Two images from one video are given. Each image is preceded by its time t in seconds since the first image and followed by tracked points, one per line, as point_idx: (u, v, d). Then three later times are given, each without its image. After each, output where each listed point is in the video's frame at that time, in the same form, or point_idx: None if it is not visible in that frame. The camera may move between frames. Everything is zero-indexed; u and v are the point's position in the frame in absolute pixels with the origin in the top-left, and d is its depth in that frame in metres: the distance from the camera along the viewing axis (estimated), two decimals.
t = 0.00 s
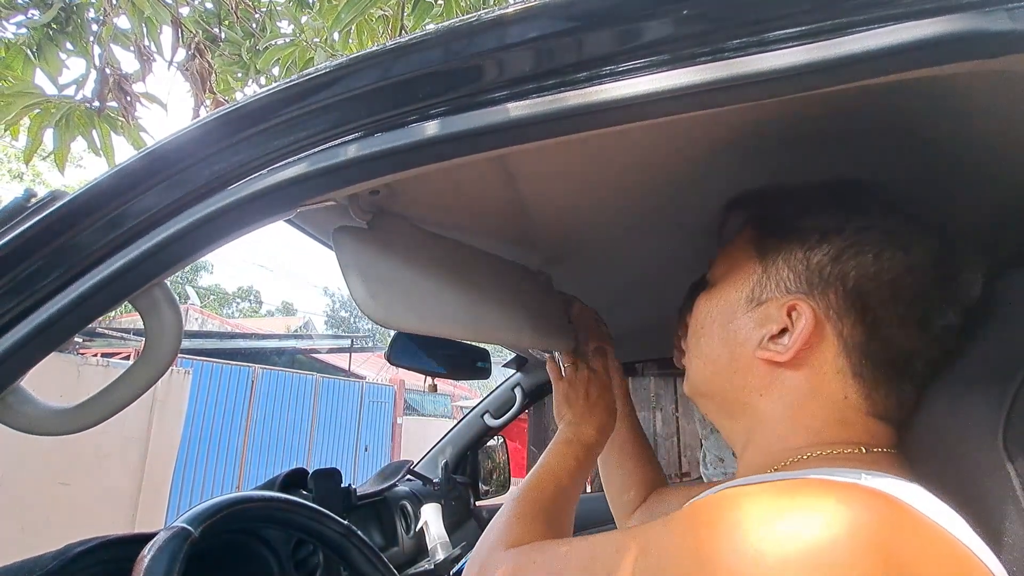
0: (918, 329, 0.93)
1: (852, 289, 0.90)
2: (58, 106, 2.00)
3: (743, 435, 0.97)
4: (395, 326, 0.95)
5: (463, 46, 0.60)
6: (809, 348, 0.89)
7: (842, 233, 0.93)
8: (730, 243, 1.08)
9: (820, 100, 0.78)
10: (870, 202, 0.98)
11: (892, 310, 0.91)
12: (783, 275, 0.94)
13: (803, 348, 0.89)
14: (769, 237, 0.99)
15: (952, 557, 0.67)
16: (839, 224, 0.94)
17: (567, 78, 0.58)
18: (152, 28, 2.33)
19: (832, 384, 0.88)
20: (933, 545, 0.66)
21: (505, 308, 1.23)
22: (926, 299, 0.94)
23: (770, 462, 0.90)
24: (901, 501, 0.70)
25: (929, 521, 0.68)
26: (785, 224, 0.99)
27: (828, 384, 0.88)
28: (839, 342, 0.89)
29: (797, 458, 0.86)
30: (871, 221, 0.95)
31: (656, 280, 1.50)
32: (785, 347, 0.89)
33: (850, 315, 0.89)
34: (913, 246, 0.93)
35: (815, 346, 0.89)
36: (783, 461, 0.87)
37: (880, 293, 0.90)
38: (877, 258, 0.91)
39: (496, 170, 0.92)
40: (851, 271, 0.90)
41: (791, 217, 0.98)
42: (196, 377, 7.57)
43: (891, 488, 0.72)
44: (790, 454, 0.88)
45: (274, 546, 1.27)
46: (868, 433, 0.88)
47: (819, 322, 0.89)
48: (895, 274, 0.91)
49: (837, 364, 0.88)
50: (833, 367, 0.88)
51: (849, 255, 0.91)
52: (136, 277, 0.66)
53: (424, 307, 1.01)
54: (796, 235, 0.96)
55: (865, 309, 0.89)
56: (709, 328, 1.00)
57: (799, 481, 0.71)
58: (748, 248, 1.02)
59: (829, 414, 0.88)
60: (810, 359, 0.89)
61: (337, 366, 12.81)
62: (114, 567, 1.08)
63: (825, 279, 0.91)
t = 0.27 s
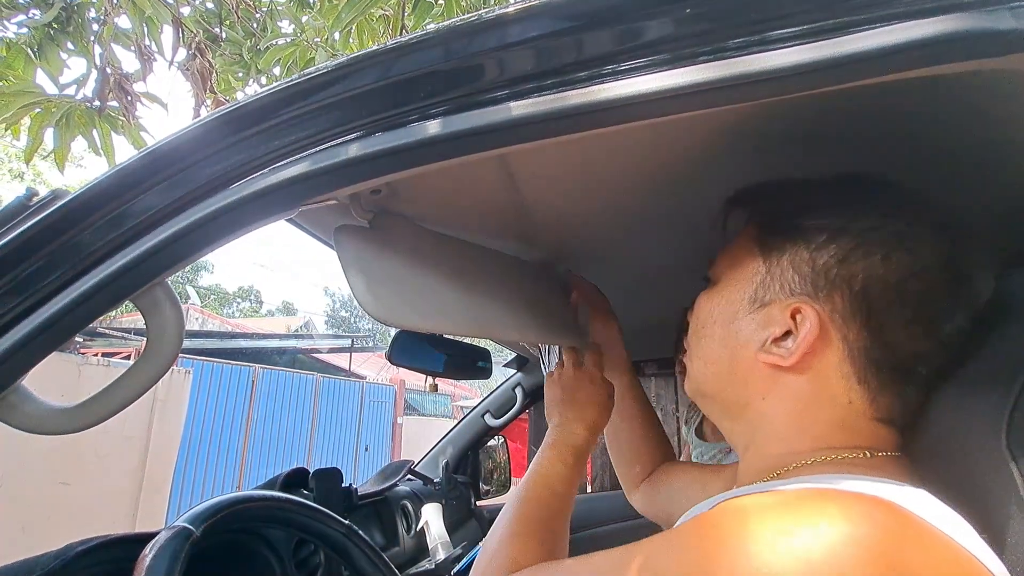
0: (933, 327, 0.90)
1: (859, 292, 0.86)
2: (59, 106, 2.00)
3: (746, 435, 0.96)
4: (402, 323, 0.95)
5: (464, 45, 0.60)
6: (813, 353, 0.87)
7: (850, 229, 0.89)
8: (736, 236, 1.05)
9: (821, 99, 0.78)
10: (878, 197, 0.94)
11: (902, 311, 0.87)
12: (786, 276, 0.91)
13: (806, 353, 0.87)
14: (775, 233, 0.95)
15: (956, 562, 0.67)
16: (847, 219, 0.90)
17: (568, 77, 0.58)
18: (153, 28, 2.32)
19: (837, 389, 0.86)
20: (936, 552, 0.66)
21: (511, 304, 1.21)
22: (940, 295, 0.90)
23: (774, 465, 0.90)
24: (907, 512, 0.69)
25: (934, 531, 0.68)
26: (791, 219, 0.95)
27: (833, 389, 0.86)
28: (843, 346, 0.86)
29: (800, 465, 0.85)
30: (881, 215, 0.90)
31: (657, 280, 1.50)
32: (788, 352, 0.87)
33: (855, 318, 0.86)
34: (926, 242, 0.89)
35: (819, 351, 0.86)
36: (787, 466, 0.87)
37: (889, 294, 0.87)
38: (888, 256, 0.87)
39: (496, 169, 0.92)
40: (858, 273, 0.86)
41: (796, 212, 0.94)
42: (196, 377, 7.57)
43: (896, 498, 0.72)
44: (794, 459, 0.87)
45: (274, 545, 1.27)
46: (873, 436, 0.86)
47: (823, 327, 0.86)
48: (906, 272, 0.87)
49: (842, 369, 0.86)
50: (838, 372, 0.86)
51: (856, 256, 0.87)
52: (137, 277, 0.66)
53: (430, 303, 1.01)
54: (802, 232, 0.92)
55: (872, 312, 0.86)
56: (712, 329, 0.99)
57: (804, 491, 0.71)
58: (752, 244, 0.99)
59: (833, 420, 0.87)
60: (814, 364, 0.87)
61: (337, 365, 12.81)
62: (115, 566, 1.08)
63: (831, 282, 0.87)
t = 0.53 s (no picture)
0: (940, 325, 0.89)
1: (860, 295, 0.86)
2: (60, 105, 2.00)
3: (746, 438, 0.96)
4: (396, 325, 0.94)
5: (464, 45, 0.60)
6: (814, 358, 0.86)
7: (852, 231, 0.87)
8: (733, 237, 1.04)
9: (821, 98, 0.78)
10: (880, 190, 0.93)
11: (906, 313, 0.87)
12: (786, 279, 0.91)
13: (807, 359, 0.87)
14: (774, 236, 0.95)
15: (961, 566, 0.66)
16: (851, 221, 0.89)
17: (567, 77, 0.58)
18: (154, 27, 2.32)
19: (838, 394, 0.86)
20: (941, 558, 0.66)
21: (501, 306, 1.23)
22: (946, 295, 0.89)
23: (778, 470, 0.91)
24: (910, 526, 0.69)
25: (939, 544, 0.68)
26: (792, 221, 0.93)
27: (834, 394, 0.86)
28: (845, 350, 0.86)
29: (804, 471, 0.85)
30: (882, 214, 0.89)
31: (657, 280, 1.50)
32: (789, 358, 0.87)
33: (857, 322, 0.86)
34: (931, 242, 0.87)
35: (820, 356, 0.86)
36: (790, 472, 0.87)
37: (892, 296, 0.86)
38: (892, 258, 0.86)
39: (496, 169, 0.92)
40: (859, 276, 0.86)
41: (797, 212, 0.93)
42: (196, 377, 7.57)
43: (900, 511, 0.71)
44: (798, 464, 0.88)
45: (274, 546, 1.26)
46: (873, 439, 0.87)
47: (824, 332, 0.86)
48: (911, 273, 0.86)
49: (843, 374, 0.86)
50: (839, 377, 0.86)
51: (857, 259, 0.86)
52: (136, 278, 0.66)
53: (426, 304, 1.00)
54: (801, 234, 0.91)
55: (875, 316, 0.86)
56: (712, 333, 0.98)
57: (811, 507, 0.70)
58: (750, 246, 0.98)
59: (835, 424, 0.87)
60: (816, 369, 0.87)
61: (337, 366, 12.80)
62: (115, 566, 1.08)
63: (832, 286, 0.86)
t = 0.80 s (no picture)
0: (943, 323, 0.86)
1: (860, 300, 0.84)
2: (60, 105, 2.00)
3: (745, 443, 0.97)
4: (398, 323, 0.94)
5: (464, 44, 0.60)
6: (812, 366, 0.86)
7: (851, 233, 0.85)
8: (727, 237, 1.02)
9: (822, 97, 0.78)
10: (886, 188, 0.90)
11: (911, 313, 0.84)
12: (782, 285, 0.89)
13: (806, 368, 0.86)
14: (769, 239, 0.93)
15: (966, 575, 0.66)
16: (851, 221, 0.86)
17: (568, 76, 0.58)
18: (154, 27, 2.32)
19: (838, 401, 0.86)
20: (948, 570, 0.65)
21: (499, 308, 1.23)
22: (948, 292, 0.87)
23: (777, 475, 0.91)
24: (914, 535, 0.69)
25: (943, 550, 0.68)
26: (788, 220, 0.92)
27: (833, 401, 0.86)
28: (845, 356, 0.85)
29: (804, 478, 0.86)
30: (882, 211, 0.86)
31: (658, 280, 1.50)
32: (787, 366, 0.87)
33: (858, 325, 0.84)
34: (933, 242, 0.85)
35: (819, 364, 0.86)
36: (790, 479, 0.88)
37: (893, 297, 0.84)
38: (894, 258, 0.84)
39: (496, 168, 0.92)
40: (859, 280, 0.83)
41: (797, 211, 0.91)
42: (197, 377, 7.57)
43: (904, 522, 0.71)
44: (797, 471, 0.88)
45: (274, 545, 1.26)
46: (873, 444, 0.87)
47: (823, 340, 0.85)
48: (914, 273, 0.84)
49: (843, 381, 0.85)
50: (839, 384, 0.85)
51: (856, 263, 0.84)
52: (136, 278, 0.66)
53: (424, 304, 1.00)
54: (797, 236, 0.89)
55: (876, 317, 0.84)
56: (708, 339, 0.98)
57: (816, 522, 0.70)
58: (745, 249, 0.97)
59: (833, 429, 0.87)
60: (814, 377, 0.86)
61: (338, 366, 12.80)
62: (115, 566, 1.08)
63: (831, 292, 0.85)
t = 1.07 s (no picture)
0: (961, 328, 0.82)
1: (876, 310, 0.79)
2: (62, 106, 2.01)
3: (751, 454, 0.93)
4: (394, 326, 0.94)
5: (465, 45, 0.60)
6: (828, 380, 0.81)
7: (864, 239, 0.79)
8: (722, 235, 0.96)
9: (824, 98, 0.77)
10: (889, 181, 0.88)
11: (932, 318, 0.79)
12: (791, 294, 0.84)
13: (823, 382, 0.82)
14: (773, 243, 0.87)
15: None
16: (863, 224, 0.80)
17: (569, 78, 0.58)
18: (155, 27, 2.32)
19: (854, 414, 0.82)
20: None
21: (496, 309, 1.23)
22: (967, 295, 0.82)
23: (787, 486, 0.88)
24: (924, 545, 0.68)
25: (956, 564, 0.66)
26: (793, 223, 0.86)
27: (848, 414, 0.82)
28: (862, 367, 0.80)
29: (818, 489, 0.82)
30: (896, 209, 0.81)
31: (658, 281, 1.49)
32: (803, 382, 0.83)
33: (874, 335, 0.79)
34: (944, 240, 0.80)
35: (835, 377, 0.81)
36: (801, 491, 0.85)
37: (909, 303, 0.79)
38: (912, 262, 0.79)
39: (497, 169, 0.92)
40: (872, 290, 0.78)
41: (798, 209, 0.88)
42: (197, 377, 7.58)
43: (914, 531, 0.69)
44: (809, 483, 0.85)
45: (275, 545, 1.26)
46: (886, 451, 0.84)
47: (839, 353, 0.80)
48: (934, 277, 0.78)
49: (859, 393, 0.81)
50: (855, 397, 0.81)
51: (869, 271, 0.79)
52: (137, 279, 0.66)
53: (420, 306, 0.99)
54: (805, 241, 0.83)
55: (892, 324, 0.79)
56: (711, 351, 0.92)
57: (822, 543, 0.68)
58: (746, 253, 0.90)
59: (846, 439, 0.83)
60: (830, 391, 0.82)
61: (338, 365, 12.81)
62: (117, 566, 1.08)
63: (846, 305, 0.79)
